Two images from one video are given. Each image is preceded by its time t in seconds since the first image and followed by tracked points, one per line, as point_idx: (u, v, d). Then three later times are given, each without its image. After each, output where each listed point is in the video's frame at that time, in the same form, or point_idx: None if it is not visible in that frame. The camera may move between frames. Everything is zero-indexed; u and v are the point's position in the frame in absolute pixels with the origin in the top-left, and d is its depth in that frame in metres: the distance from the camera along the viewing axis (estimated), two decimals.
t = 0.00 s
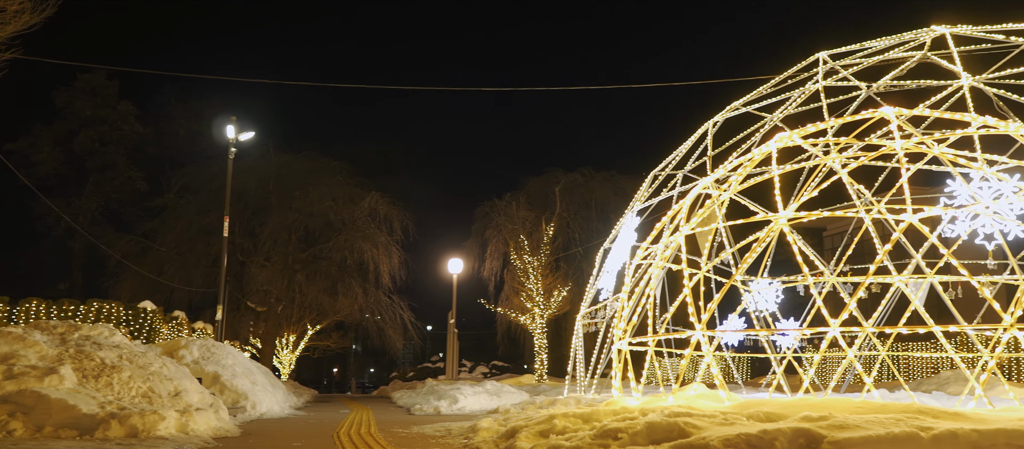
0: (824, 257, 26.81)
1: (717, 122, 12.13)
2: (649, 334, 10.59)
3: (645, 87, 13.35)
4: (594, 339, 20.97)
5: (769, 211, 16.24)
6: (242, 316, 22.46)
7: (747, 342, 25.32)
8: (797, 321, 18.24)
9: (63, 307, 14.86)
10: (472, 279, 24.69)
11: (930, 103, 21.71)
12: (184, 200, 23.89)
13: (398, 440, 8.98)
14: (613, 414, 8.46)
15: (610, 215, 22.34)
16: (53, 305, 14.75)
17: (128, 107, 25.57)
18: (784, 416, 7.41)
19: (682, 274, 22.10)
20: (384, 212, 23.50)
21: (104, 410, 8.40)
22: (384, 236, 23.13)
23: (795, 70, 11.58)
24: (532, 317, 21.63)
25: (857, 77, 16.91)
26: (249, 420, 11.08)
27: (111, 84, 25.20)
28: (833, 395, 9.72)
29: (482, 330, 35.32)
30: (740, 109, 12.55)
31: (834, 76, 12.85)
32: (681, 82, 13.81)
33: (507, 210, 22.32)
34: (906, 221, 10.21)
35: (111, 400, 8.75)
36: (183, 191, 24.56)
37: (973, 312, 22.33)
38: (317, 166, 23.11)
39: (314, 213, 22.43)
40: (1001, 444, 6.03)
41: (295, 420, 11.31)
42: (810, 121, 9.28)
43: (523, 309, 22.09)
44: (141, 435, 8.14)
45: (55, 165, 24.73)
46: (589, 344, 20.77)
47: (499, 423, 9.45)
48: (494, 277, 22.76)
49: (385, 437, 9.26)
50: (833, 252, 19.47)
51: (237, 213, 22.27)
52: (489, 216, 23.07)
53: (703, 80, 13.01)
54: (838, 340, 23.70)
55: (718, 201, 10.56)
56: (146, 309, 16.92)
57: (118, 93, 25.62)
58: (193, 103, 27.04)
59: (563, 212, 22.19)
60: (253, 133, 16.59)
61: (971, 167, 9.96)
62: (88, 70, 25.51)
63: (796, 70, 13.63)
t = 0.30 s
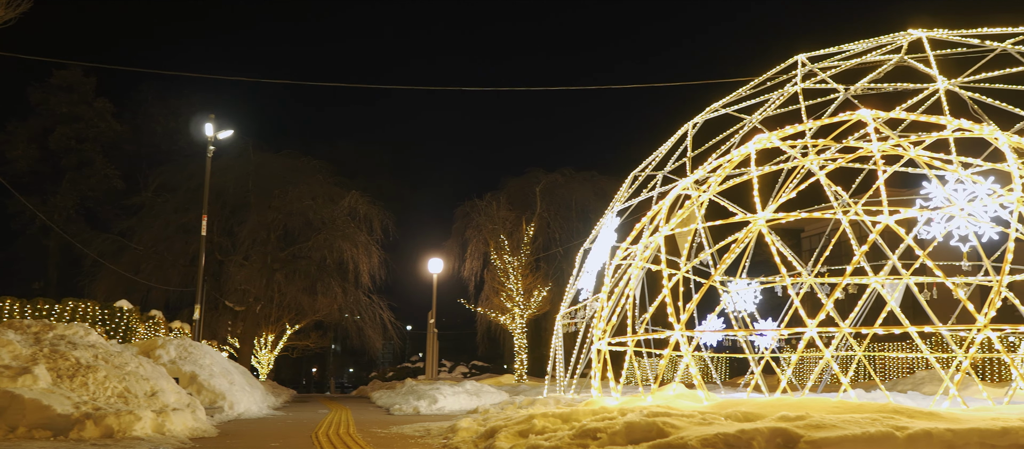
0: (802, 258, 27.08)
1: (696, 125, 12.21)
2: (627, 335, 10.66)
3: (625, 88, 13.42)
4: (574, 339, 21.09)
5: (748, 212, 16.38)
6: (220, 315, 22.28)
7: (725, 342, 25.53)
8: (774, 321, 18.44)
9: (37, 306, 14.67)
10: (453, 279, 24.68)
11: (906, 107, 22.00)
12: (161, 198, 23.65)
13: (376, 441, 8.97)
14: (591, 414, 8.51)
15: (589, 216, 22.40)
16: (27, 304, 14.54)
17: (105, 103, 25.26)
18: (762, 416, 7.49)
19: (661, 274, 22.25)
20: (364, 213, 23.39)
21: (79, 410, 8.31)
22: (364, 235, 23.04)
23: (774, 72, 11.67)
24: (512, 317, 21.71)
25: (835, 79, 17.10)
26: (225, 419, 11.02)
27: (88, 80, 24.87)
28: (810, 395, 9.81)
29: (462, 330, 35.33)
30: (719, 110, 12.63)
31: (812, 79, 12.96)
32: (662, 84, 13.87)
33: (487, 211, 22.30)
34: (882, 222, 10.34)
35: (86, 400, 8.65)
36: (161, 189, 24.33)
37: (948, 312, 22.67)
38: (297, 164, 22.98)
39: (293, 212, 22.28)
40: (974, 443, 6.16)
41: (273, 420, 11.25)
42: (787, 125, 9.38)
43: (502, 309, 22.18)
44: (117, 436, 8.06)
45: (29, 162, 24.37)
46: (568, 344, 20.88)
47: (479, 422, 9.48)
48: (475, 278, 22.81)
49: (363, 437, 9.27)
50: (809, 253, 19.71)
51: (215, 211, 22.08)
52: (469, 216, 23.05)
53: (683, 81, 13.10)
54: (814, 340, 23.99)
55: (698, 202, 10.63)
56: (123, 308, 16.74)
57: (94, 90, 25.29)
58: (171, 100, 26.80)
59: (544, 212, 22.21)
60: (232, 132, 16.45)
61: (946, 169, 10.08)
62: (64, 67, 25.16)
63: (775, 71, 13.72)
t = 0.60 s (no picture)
0: (780, 259, 27.36)
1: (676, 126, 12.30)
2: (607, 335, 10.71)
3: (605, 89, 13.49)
4: (553, 340, 21.17)
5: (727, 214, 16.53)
6: (198, 315, 22.10)
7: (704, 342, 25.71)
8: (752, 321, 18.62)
9: (11, 305, 14.45)
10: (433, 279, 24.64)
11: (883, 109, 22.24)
12: (139, 196, 23.42)
13: (355, 441, 8.96)
14: (571, 414, 8.54)
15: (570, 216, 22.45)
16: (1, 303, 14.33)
17: (82, 100, 24.96)
18: (740, 416, 7.56)
19: (641, 274, 22.36)
20: (344, 212, 23.29)
21: (53, 411, 8.22)
22: (344, 235, 22.95)
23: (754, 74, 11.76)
24: (492, 317, 21.76)
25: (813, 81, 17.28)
26: (203, 419, 10.93)
27: (64, 77, 24.53)
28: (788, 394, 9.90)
29: (442, 330, 35.31)
30: (699, 112, 12.71)
31: (791, 81, 13.07)
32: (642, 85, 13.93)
33: (468, 211, 22.32)
34: (859, 224, 10.45)
35: (61, 400, 8.55)
36: (138, 187, 24.09)
37: (923, 313, 22.98)
38: (276, 163, 22.84)
39: (272, 211, 22.11)
40: (948, 443, 6.26)
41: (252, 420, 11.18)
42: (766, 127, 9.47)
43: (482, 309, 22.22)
44: (92, 436, 7.98)
45: (4, 159, 24.01)
46: (548, 344, 20.96)
47: (459, 422, 9.49)
48: (455, 278, 22.79)
49: (342, 437, 9.26)
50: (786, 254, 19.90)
51: (194, 210, 21.87)
52: (450, 217, 23.04)
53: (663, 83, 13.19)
54: (792, 340, 24.21)
55: (678, 202, 10.70)
56: (99, 307, 16.55)
57: (71, 86, 24.95)
58: (149, 98, 26.57)
59: (524, 213, 22.25)
60: (211, 130, 16.29)
61: (923, 172, 10.17)
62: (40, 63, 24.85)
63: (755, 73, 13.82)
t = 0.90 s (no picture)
0: (759, 260, 27.60)
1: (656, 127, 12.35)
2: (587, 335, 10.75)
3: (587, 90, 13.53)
4: (533, 339, 21.22)
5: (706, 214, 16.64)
6: (176, 314, 21.98)
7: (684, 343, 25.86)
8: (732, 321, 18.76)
9: None
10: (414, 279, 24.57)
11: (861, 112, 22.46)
12: (116, 194, 23.15)
13: (334, 440, 8.94)
14: (550, 414, 8.56)
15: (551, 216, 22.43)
16: None
17: (58, 96, 24.37)
18: (718, 415, 7.62)
19: (621, 274, 22.43)
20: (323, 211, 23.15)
21: (28, 411, 8.13)
22: (324, 234, 22.85)
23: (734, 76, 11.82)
24: (472, 317, 21.76)
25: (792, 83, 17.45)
26: (181, 419, 10.83)
27: (40, 73, 23.88)
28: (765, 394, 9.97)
29: (422, 330, 35.29)
30: (679, 113, 12.77)
31: (771, 83, 13.15)
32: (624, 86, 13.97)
33: (449, 211, 22.26)
34: (838, 225, 10.52)
35: (36, 401, 8.43)
36: (115, 185, 23.81)
37: (899, 314, 23.25)
38: (256, 162, 22.68)
39: (251, 210, 21.92)
40: (923, 442, 6.36)
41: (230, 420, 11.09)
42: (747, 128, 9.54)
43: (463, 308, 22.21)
44: (67, 437, 7.89)
45: None
46: (528, 344, 21.02)
47: (439, 422, 9.48)
48: (436, 278, 22.72)
49: (321, 437, 9.24)
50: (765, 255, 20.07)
51: (172, 208, 21.63)
52: (430, 216, 22.95)
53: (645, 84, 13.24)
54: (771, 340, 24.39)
55: (657, 203, 10.78)
56: (75, 306, 16.34)
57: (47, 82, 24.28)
58: (127, 95, 26.31)
59: (505, 213, 22.24)
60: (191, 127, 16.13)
61: (899, 173, 10.27)
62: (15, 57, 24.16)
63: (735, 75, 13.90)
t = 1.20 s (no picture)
0: (738, 260, 27.81)
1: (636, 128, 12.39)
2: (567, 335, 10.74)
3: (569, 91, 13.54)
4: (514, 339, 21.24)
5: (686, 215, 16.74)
6: (152, 314, 21.54)
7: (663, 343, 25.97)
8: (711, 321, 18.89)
9: None
10: (394, 279, 24.48)
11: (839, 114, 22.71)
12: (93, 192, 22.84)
13: (313, 440, 8.91)
14: (530, 414, 8.55)
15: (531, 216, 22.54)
16: None
17: (33, 93, 23.88)
18: (697, 415, 7.66)
19: (601, 274, 22.49)
20: (303, 211, 23.01)
21: (1, 411, 8.02)
22: (303, 233, 22.73)
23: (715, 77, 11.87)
24: (453, 317, 21.69)
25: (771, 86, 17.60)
26: (157, 420, 10.71)
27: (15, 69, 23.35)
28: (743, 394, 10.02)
29: (402, 329, 35.21)
30: (660, 114, 12.81)
31: (750, 84, 13.24)
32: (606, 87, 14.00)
33: (430, 211, 22.18)
34: (816, 226, 10.60)
35: (9, 401, 8.31)
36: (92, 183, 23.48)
37: (875, 315, 23.50)
38: (236, 161, 22.51)
39: (230, 209, 21.74)
40: (899, 441, 6.44)
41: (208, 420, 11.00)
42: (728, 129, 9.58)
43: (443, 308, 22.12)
44: (42, 437, 7.79)
45: None
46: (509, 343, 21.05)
47: (418, 422, 9.45)
48: (416, 278, 22.60)
49: (300, 437, 9.18)
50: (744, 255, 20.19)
51: (150, 207, 21.38)
52: (411, 216, 22.84)
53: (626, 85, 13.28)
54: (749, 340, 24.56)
55: (638, 203, 10.80)
56: (50, 305, 16.10)
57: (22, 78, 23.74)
58: (104, 92, 25.97)
59: (485, 213, 22.24)
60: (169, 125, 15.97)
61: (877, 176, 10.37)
62: None
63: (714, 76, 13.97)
